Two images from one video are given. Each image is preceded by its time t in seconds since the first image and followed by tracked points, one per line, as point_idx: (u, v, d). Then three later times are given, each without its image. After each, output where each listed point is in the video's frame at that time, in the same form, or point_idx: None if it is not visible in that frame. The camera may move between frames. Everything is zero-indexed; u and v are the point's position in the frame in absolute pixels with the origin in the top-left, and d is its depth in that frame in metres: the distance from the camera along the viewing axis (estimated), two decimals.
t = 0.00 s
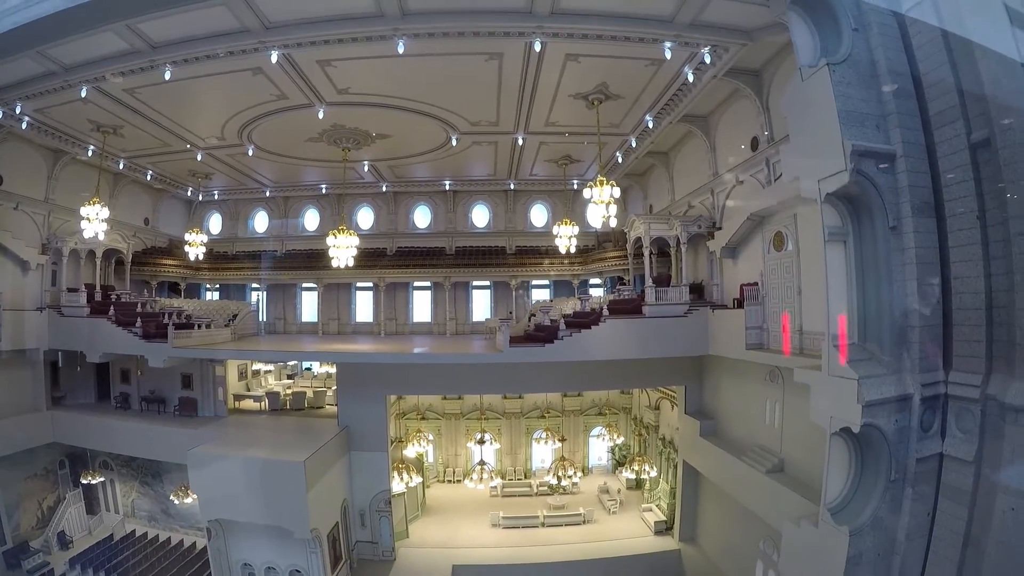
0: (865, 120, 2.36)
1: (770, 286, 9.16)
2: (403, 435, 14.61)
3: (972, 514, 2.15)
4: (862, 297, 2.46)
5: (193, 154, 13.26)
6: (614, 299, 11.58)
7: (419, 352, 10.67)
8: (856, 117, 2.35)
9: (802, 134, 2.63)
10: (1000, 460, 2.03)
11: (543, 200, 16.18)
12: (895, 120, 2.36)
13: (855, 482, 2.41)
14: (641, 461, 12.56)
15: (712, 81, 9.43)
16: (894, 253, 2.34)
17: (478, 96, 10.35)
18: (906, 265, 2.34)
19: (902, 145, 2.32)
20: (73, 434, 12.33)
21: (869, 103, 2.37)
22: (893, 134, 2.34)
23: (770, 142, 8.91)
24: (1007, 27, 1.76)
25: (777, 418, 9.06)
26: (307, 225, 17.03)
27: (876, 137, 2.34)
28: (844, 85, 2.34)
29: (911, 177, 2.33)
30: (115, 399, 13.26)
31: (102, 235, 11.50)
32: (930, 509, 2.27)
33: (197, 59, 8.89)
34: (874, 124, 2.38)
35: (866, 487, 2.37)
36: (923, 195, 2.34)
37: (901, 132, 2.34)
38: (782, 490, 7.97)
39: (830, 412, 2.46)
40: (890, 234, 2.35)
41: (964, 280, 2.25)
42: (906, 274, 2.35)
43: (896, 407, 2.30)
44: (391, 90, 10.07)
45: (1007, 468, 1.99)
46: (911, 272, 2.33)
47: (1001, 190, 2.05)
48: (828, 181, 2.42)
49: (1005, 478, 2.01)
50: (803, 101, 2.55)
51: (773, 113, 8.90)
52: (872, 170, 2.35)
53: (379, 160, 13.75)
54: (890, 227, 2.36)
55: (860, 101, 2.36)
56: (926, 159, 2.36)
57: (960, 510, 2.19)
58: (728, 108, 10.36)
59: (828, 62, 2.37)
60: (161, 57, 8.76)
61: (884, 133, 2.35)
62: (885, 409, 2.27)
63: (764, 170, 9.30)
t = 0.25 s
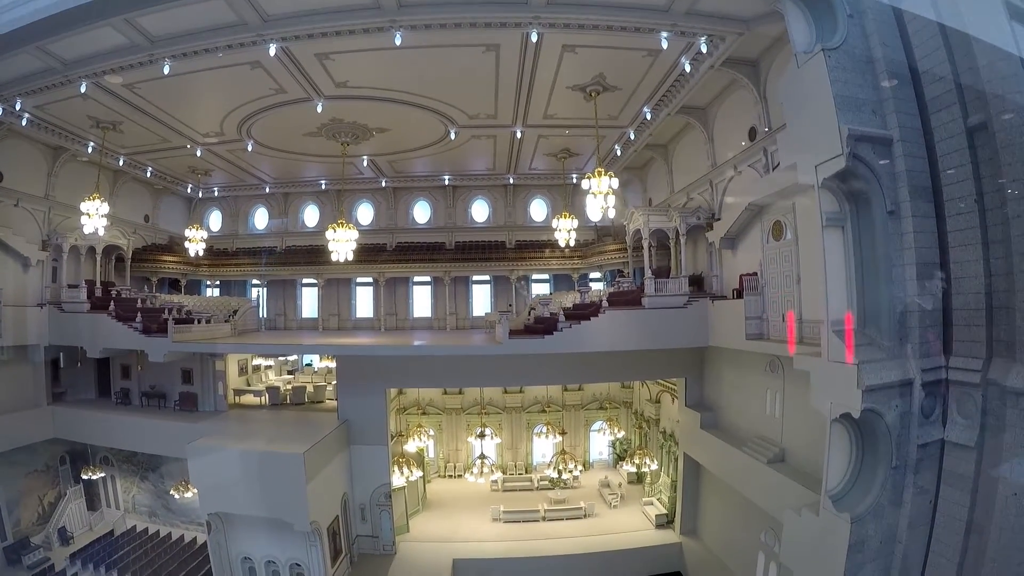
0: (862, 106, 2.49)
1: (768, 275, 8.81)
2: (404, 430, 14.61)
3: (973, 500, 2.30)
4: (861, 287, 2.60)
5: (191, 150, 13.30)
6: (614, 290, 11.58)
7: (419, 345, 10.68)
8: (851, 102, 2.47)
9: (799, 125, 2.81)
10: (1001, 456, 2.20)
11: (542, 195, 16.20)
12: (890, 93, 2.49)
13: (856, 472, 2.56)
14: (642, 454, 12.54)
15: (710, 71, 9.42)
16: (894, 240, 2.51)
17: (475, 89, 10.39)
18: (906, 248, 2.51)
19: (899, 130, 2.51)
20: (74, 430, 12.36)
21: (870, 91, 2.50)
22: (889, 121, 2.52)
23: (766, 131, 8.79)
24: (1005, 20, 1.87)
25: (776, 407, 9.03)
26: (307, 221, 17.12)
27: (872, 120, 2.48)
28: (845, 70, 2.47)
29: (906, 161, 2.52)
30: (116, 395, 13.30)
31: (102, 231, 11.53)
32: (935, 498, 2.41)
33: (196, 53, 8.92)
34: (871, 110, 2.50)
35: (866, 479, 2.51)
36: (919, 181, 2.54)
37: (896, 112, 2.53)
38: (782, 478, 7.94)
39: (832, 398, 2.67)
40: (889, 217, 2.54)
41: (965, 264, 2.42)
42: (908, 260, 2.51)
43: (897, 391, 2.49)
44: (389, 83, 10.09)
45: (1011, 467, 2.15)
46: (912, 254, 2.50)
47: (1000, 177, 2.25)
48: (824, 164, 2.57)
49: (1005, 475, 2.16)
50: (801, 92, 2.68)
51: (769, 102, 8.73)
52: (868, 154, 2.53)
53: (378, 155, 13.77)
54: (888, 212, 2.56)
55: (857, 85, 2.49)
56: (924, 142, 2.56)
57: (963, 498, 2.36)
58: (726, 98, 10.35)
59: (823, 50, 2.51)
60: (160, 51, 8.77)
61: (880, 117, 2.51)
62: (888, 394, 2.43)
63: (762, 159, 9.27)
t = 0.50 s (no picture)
0: (856, 90, 1.96)
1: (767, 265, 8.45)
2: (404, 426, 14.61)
3: (976, 482, 1.72)
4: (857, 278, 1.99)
5: (190, 146, 13.35)
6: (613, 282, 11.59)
7: (419, 337, 10.68)
8: (847, 87, 1.95)
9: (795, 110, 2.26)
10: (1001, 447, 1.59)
11: (541, 190, 16.24)
12: (888, 85, 1.93)
13: (859, 454, 2.04)
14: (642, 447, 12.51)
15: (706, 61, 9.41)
16: (888, 226, 1.93)
17: (472, 82, 10.42)
18: (902, 237, 1.92)
19: (895, 114, 1.93)
20: (73, 427, 12.39)
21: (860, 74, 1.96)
22: (884, 102, 1.94)
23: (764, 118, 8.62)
24: (1002, 17, 1.37)
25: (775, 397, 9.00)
26: (306, 218, 17.19)
27: (866, 106, 1.93)
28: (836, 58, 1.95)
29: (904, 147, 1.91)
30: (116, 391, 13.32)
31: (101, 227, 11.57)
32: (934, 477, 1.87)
33: (193, 47, 8.95)
34: (865, 94, 1.95)
35: (867, 463, 2.00)
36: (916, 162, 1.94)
37: (894, 100, 1.93)
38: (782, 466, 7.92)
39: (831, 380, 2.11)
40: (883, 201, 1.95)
41: (963, 247, 1.80)
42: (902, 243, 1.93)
43: (897, 372, 1.91)
44: (386, 76, 10.13)
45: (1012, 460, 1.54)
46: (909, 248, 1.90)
47: (994, 159, 1.66)
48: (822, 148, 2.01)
49: (1008, 470, 1.56)
50: (796, 79, 2.16)
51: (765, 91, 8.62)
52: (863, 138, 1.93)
53: (376, 150, 13.81)
54: (883, 196, 1.97)
55: (850, 71, 1.97)
56: (918, 127, 1.95)
57: (965, 481, 1.76)
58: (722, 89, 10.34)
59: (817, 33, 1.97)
60: (159, 45, 8.80)
61: (875, 103, 1.95)
62: (888, 375, 1.89)
63: (758, 149, 9.24)
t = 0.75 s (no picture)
0: (852, 77, 2.27)
1: (766, 255, 8.97)
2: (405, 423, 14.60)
3: (979, 471, 1.96)
4: (857, 269, 2.34)
5: (189, 145, 13.40)
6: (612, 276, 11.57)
7: (419, 332, 10.69)
8: (842, 74, 2.25)
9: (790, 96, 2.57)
10: (1003, 441, 1.85)
11: (540, 186, 16.28)
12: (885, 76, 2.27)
13: (861, 442, 2.33)
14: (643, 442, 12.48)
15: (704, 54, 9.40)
16: (888, 212, 2.24)
17: (470, 77, 10.45)
18: (900, 220, 2.23)
19: (890, 101, 2.25)
20: (75, 425, 12.47)
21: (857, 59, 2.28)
22: (881, 91, 2.27)
23: (761, 111, 8.83)
24: (1001, 13, 1.65)
25: (775, 387, 9.01)
26: (307, 216, 17.21)
27: (862, 93, 2.24)
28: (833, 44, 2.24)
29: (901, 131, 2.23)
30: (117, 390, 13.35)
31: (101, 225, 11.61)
32: (936, 467, 2.13)
33: (193, 44, 8.98)
34: (861, 81, 2.28)
35: (868, 452, 2.28)
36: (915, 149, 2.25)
37: (889, 88, 2.27)
38: (783, 456, 7.92)
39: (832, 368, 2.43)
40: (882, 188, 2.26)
41: (962, 232, 2.13)
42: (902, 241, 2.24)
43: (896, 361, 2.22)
44: (384, 72, 10.16)
45: (1013, 453, 1.81)
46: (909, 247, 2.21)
47: (991, 143, 1.92)
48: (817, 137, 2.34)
49: (1008, 465, 1.83)
50: (792, 65, 2.48)
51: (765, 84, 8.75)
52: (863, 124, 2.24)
53: (375, 147, 13.83)
54: (882, 182, 2.28)
55: (846, 59, 2.27)
56: (915, 113, 2.27)
57: (967, 469, 2.02)
58: (720, 82, 10.35)
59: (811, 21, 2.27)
60: (158, 42, 8.81)
61: (872, 89, 2.27)
62: (886, 362, 2.19)
63: (756, 140, 9.21)
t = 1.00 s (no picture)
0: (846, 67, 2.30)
1: (763, 248, 8.89)
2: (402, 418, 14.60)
3: (977, 460, 2.09)
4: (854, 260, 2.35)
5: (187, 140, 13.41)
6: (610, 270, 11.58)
7: (416, 326, 10.70)
8: (838, 62, 2.27)
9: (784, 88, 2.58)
10: (1001, 436, 1.98)
11: (538, 182, 16.31)
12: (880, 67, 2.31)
13: (856, 433, 2.35)
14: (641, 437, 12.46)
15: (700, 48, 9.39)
16: (884, 201, 2.31)
17: (467, 70, 10.47)
18: (895, 208, 2.30)
19: (884, 91, 2.30)
20: (70, 421, 12.35)
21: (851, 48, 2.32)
22: (875, 79, 2.31)
23: (756, 104, 8.84)
24: (999, 12, 1.68)
25: (771, 380, 9.02)
26: (304, 212, 17.25)
27: (857, 82, 2.29)
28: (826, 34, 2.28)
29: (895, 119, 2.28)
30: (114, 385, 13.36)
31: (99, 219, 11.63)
32: (934, 457, 2.23)
33: (191, 37, 8.98)
34: (855, 71, 2.31)
35: (866, 441, 2.32)
36: (907, 138, 2.32)
37: (885, 79, 2.32)
38: (779, 447, 7.92)
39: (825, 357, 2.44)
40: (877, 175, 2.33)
41: (957, 221, 2.20)
42: (897, 235, 2.31)
43: (895, 348, 2.27)
44: (381, 65, 10.18)
45: (1010, 452, 1.94)
46: (904, 240, 2.28)
47: (987, 131, 1.99)
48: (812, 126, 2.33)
49: (1004, 462, 1.95)
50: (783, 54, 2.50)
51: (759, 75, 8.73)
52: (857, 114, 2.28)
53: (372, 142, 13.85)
54: (876, 170, 2.34)
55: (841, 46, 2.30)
56: (910, 102, 2.34)
57: (965, 458, 2.14)
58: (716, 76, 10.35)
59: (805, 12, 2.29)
60: (156, 35, 8.79)
61: (866, 79, 2.32)
62: (885, 350, 2.25)
63: (753, 132, 9.22)
